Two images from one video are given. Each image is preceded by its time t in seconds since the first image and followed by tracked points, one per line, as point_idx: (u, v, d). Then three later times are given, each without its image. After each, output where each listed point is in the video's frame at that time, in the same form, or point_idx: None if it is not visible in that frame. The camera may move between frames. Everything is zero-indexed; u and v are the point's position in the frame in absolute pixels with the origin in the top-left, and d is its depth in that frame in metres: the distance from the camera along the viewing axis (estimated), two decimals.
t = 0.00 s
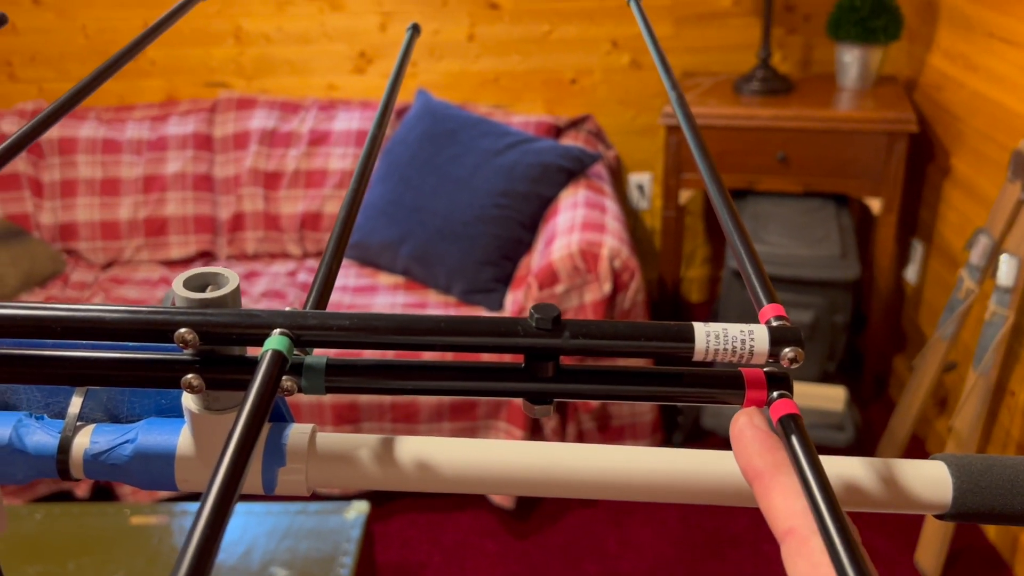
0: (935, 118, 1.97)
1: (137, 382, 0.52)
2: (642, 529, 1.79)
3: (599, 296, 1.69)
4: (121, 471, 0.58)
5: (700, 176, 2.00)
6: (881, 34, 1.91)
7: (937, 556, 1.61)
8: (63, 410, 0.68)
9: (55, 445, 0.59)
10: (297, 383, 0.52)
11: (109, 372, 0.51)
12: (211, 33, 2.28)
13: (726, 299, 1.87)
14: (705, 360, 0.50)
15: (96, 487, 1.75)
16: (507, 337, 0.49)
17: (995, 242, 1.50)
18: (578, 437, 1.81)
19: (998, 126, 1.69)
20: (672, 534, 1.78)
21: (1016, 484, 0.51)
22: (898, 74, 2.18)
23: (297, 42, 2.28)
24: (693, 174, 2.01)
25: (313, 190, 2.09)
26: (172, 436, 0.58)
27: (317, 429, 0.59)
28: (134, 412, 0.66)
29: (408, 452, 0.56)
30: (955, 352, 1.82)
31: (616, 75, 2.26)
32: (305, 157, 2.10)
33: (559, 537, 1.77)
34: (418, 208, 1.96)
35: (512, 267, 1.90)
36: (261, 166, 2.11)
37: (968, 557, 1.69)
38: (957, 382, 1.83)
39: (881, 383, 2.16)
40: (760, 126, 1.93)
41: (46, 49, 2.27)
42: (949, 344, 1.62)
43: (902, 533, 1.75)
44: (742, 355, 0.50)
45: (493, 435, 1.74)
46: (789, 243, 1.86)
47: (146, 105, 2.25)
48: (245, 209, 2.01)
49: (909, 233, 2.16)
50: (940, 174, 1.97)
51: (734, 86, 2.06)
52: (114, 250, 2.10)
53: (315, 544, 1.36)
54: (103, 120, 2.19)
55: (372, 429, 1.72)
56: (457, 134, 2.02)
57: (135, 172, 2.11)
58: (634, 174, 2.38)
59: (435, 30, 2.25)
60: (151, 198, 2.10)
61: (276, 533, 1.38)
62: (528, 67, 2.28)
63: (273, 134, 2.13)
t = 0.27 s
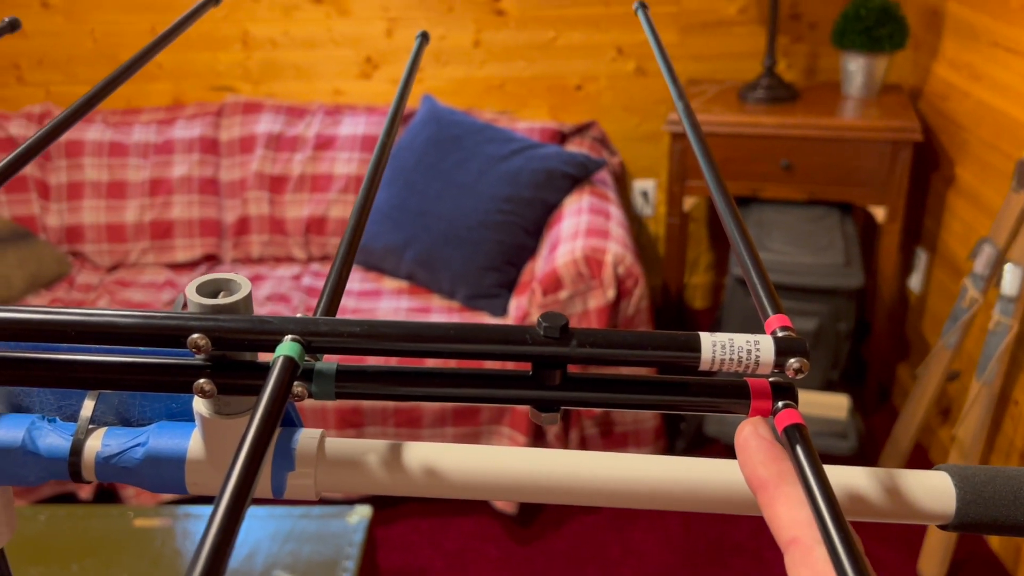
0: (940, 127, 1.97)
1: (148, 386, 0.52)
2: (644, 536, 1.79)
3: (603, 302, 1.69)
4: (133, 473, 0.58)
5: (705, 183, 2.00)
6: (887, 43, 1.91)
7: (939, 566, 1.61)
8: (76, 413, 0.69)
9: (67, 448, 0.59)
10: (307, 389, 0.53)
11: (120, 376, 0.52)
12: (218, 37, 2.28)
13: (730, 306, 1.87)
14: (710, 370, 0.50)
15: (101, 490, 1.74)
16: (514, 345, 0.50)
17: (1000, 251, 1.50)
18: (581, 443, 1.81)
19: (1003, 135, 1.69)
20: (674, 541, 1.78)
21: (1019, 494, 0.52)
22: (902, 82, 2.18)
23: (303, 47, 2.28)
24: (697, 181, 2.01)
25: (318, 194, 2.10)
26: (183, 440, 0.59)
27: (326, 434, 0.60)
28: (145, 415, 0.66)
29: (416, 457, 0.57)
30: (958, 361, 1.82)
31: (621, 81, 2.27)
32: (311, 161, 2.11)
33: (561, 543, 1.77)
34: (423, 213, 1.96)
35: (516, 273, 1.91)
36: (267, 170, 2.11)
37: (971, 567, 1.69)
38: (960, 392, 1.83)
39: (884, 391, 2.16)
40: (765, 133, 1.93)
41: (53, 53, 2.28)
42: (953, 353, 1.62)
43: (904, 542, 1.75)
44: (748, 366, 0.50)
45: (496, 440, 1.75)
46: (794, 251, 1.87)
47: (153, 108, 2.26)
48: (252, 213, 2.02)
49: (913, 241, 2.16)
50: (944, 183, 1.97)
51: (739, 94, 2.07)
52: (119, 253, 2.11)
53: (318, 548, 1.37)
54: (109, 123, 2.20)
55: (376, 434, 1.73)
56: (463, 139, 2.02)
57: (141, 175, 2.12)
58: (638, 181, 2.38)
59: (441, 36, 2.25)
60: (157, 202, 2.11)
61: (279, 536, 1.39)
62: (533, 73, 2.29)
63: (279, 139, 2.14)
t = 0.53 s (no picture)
0: (945, 136, 1.97)
1: (160, 387, 0.53)
2: (646, 542, 1.79)
3: (607, 308, 1.69)
4: (146, 473, 0.59)
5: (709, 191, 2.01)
6: (892, 52, 1.92)
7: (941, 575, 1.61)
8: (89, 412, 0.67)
9: (81, 446, 0.59)
10: (318, 391, 0.53)
11: (132, 376, 0.52)
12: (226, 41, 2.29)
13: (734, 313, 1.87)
14: (716, 376, 0.51)
15: (108, 491, 1.77)
16: (523, 350, 0.50)
17: (1003, 260, 1.50)
18: (583, 449, 1.81)
19: (1008, 145, 1.69)
20: (677, 547, 1.77)
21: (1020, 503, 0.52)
22: (907, 91, 2.19)
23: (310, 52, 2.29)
24: (702, 188, 2.02)
25: (323, 198, 2.11)
26: (195, 440, 0.59)
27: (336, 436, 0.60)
28: (158, 414, 0.67)
29: (424, 459, 0.57)
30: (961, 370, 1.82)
31: (627, 88, 2.28)
32: (317, 165, 2.12)
33: (563, 548, 1.77)
34: (428, 218, 1.97)
35: (520, 278, 1.91)
36: (273, 174, 2.12)
37: None
38: (963, 401, 1.83)
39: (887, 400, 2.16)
40: (770, 141, 1.94)
41: (62, 56, 2.29)
42: (956, 361, 1.62)
43: (906, 551, 1.75)
44: (752, 373, 0.50)
45: (499, 445, 1.75)
46: (798, 259, 1.87)
47: (160, 111, 2.26)
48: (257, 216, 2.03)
49: (917, 250, 2.16)
50: (948, 192, 1.98)
51: (744, 102, 2.07)
52: (125, 254, 2.11)
53: (321, 551, 1.37)
54: (117, 125, 2.21)
55: (379, 437, 1.73)
56: (468, 145, 2.03)
57: (147, 178, 2.13)
58: (643, 187, 2.39)
59: (448, 41, 2.26)
60: (163, 204, 2.12)
61: (282, 538, 1.39)
62: (539, 79, 2.30)
63: (286, 142, 2.15)
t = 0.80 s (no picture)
0: (950, 145, 1.98)
1: (180, 381, 0.54)
2: (649, 547, 1.79)
3: (611, 312, 1.70)
4: (165, 466, 0.60)
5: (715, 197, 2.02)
6: (898, 61, 1.93)
7: None
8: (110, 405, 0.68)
9: (101, 439, 0.61)
10: (333, 387, 0.54)
11: (153, 370, 0.53)
12: (236, 44, 2.31)
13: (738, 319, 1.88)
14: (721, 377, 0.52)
15: (111, 490, 1.81)
16: (533, 349, 0.51)
17: (1007, 269, 1.51)
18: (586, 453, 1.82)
19: (1013, 154, 1.69)
20: (679, 552, 1.78)
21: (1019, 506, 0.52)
22: (913, 100, 2.19)
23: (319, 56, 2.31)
24: (707, 194, 2.02)
25: (331, 201, 2.12)
26: (212, 434, 0.60)
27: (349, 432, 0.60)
28: (175, 409, 0.67)
29: (435, 456, 0.58)
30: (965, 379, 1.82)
31: (633, 94, 2.29)
32: (324, 168, 2.13)
33: (566, 552, 1.78)
34: (434, 222, 1.98)
35: (525, 283, 1.92)
36: (281, 176, 2.13)
37: None
38: (967, 409, 1.83)
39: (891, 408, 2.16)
40: (776, 148, 1.94)
41: (72, 57, 2.31)
42: (960, 369, 1.62)
43: (909, 559, 1.74)
44: (756, 375, 0.51)
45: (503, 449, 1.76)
46: (804, 266, 1.87)
47: (169, 113, 2.28)
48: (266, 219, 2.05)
49: (921, 258, 2.17)
50: (953, 201, 1.98)
51: (751, 109, 2.08)
52: (133, 255, 2.13)
53: (326, 551, 1.38)
54: (126, 127, 2.22)
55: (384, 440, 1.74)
56: (475, 149, 2.04)
57: (156, 179, 2.14)
58: (648, 194, 2.39)
59: (456, 46, 2.27)
60: (171, 205, 2.13)
61: (287, 539, 1.40)
62: (545, 85, 2.31)
63: (294, 145, 2.16)
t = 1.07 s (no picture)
0: (960, 153, 1.99)
1: (231, 358, 0.57)
2: (657, 548, 1.80)
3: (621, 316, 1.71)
4: (212, 440, 0.63)
5: (724, 203, 2.03)
6: (908, 69, 1.94)
7: None
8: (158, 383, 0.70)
9: (152, 415, 0.62)
10: (377, 365, 0.55)
11: (205, 347, 0.56)
12: (251, 47, 2.33)
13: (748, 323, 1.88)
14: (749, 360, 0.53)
15: (121, 484, 1.87)
16: (567, 330, 0.53)
17: (1016, 275, 1.52)
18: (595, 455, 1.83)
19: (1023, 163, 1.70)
20: (687, 554, 1.79)
21: None
22: (923, 107, 2.20)
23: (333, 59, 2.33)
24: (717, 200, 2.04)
25: (343, 202, 2.14)
26: (257, 410, 0.63)
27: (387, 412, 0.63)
28: (221, 386, 0.69)
29: (470, 435, 0.60)
30: (972, 385, 1.83)
31: (644, 100, 2.31)
32: (337, 170, 2.15)
33: (573, 553, 1.79)
34: (445, 225, 1.99)
35: (536, 285, 1.94)
36: (294, 177, 2.16)
37: None
38: (975, 415, 1.83)
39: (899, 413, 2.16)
40: (786, 154, 1.96)
41: (90, 58, 2.34)
42: (968, 375, 1.63)
43: (915, 564, 1.75)
44: (782, 358, 0.52)
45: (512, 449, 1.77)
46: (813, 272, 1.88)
47: (184, 114, 2.30)
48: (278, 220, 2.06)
49: (930, 265, 2.18)
50: (962, 208, 1.99)
51: (761, 115, 2.10)
52: (147, 254, 2.15)
53: (338, 549, 1.39)
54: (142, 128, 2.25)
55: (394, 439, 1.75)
56: (487, 152, 2.06)
57: (171, 179, 2.17)
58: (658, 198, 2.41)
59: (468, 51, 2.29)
60: (186, 205, 2.16)
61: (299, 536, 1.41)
62: (556, 90, 2.33)
63: (307, 147, 2.18)
